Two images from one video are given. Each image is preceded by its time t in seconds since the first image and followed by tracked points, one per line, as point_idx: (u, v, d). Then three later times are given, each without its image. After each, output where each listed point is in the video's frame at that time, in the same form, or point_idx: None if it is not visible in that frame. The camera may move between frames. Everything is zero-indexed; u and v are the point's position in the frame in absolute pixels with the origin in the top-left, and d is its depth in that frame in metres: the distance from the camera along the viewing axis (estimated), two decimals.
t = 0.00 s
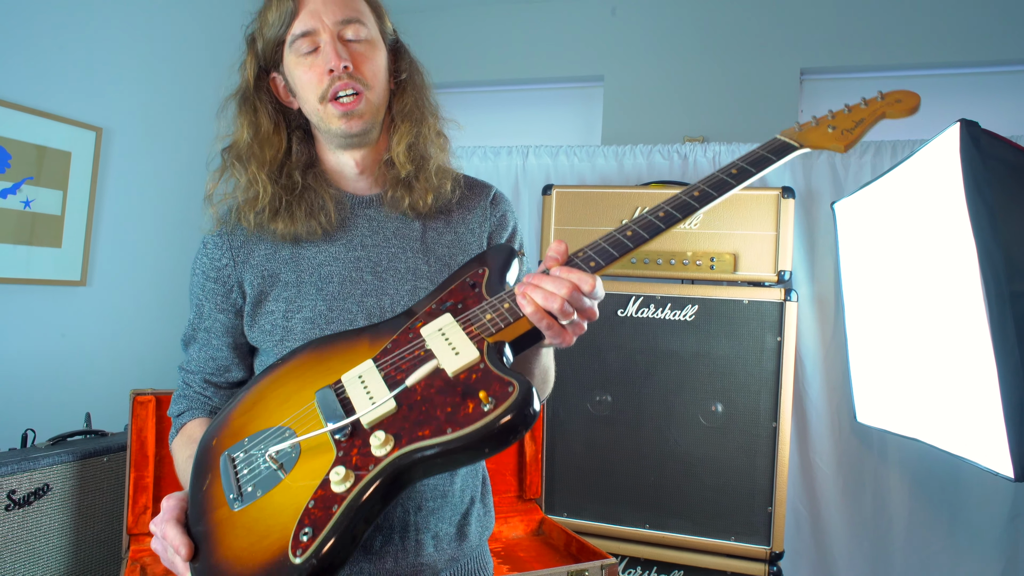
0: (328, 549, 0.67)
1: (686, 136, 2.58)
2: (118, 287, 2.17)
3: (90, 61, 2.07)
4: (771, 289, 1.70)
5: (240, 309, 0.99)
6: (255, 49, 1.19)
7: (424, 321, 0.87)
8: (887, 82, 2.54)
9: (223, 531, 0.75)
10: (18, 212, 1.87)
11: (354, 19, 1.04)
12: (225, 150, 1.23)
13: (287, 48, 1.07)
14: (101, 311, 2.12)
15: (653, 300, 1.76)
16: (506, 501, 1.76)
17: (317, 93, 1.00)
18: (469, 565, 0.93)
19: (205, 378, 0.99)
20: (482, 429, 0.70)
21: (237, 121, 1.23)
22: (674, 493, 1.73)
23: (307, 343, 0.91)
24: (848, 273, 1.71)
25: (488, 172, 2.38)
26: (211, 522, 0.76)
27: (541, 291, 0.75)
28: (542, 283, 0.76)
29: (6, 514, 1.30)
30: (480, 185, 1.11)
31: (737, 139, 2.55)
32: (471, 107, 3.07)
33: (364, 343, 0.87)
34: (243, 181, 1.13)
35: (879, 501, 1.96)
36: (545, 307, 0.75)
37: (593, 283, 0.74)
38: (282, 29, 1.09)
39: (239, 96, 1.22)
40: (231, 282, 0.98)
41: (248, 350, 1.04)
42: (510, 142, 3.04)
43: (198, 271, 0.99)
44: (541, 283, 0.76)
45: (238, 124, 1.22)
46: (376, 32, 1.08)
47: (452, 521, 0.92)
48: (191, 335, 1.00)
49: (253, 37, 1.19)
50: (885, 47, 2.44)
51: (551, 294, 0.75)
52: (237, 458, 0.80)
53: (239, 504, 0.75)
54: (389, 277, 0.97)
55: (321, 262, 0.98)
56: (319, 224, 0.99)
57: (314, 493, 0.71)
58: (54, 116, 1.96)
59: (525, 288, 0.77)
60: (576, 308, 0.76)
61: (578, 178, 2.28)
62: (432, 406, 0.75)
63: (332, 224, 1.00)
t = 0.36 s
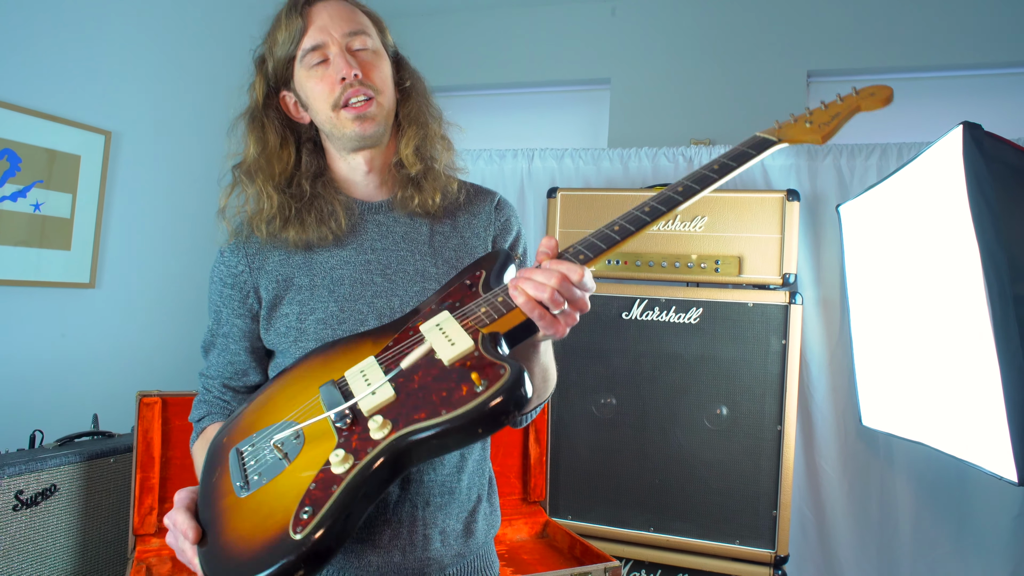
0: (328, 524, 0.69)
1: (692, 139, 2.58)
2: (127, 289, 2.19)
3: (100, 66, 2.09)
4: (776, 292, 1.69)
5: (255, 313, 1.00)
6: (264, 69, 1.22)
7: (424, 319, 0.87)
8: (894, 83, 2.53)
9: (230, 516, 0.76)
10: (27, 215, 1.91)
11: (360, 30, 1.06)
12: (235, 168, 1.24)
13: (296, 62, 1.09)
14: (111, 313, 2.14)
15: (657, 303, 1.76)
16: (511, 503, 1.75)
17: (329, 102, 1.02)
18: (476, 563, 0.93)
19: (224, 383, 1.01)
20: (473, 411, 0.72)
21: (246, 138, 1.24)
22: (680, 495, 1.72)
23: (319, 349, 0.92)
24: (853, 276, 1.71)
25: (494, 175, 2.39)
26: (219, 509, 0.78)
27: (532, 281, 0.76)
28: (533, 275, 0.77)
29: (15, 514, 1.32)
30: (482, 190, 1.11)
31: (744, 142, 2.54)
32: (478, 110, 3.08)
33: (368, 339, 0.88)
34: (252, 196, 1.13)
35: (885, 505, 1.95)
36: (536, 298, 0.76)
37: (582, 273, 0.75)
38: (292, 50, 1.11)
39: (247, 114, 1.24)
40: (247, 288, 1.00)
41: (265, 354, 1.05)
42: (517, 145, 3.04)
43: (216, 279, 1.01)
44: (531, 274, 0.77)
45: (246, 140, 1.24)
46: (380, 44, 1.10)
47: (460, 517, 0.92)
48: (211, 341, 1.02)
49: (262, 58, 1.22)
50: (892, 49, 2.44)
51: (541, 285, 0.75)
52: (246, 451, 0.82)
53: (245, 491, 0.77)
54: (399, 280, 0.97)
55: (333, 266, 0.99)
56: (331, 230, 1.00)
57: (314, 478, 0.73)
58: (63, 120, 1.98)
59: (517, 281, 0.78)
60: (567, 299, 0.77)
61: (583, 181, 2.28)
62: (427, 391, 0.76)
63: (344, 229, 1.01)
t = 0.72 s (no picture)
0: (339, 493, 0.71)
1: (696, 141, 2.58)
2: (133, 291, 2.20)
3: (108, 70, 2.11)
4: (779, 294, 1.69)
5: (271, 314, 1.01)
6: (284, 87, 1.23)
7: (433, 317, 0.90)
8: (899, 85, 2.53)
9: (247, 491, 0.78)
10: (34, 217, 1.93)
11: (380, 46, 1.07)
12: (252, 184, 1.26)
13: (318, 76, 1.10)
14: (116, 314, 2.15)
15: (660, 305, 1.76)
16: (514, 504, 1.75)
17: (347, 112, 1.02)
18: (480, 559, 0.92)
19: (239, 380, 1.01)
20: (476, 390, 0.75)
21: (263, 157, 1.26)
22: (682, 496, 1.72)
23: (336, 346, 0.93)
24: (856, 279, 1.70)
25: (497, 178, 2.39)
26: (238, 485, 0.80)
27: (532, 277, 0.77)
28: (532, 271, 0.78)
29: (20, 514, 1.32)
30: (491, 203, 1.11)
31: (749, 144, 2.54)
32: (482, 112, 3.08)
33: (379, 338, 0.90)
34: (264, 205, 1.16)
35: (889, 507, 1.95)
36: (536, 292, 0.77)
37: (580, 267, 0.76)
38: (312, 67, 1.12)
39: (268, 135, 1.25)
40: (265, 289, 1.01)
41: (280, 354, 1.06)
42: (520, 147, 3.05)
43: (234, 279, 1.03)
44: (531, 270, 0.78)
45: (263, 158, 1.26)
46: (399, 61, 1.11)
47: (464, 513, 0.92)
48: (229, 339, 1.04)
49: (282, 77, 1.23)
50: (896, 50, 2.43)
51: (540, 279, 0.76)
52: (262, 434, 0.85)
53: (262, 469, 0.79)
54: (410, 286, 0.98)
55: (347, 270, 0.99)
56: (345, 236, 1.01)
57: (325, 454, 0.75)
58: (70, 124, 2.00)
59: (517, 277, 0.79)
60: (566, 293, 0.78)
61: (586, 184, 2.29)
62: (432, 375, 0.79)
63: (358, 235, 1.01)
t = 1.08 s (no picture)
0: (339, 477, 0.71)
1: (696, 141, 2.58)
2: (134, 292, 2.21)
3: (109, 71, 2.11)
4: (780, 294, 1.69)
5: (275, 313, 1.01)
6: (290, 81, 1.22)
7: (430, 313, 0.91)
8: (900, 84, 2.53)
9: (251, 483, 0.79)
10: (35, 218, 1.93)
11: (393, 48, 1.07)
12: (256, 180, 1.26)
13: (328, 75, 1.10)
14: (117, 315, 2.16)
15: (660, 305, 1.76)
16: (515, 504, 1.75)
17: (357, 114, 1.03)
18: (479, 556, 0.93)
19: (242, 378, 1.02)
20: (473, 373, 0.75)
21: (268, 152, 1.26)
22: (683, 495, 1.72)
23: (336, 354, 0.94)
24: (857, 279, 1.70)
25: (498, 179, 2.39)
26: (243, 478, 0.80)
27: (526, 268, 0.78)
28: (527, 262, 0.79)
29: (22, 514, 1.33)
30: (496, 204, 1.11)
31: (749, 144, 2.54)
32: (482, 112, 3.08)
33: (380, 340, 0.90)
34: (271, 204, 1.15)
35: (890, 507, 1.95)
36: (531, 283, 0.77)
37: (574, 258, 0.76)
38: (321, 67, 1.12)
39: (273, 128, 1.25)
40: (269, 288, 1.01)
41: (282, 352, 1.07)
42: (520, 147, 3.05)
43: (238, 277, 1.03)
44: (526, 262, 0.79)
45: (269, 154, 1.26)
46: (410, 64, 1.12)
47: (464, 511, 0.93)
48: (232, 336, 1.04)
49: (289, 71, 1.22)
50: (896, 50, 2.44)
51: (534, 271, 0.77)
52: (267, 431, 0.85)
53: (266, 461, 0.80)
54: (414, 287, 0.98)
55: (351, 270, 0.99)
56: (351, 238, 1.01)
57: (327, 443, 0.76)
58: (71, 125, 2.00)
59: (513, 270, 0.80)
60: (561, 283, 0.78)
61: (587, 184, 2.29)
62: (430, 363, 0.80)
63: (363, 237, 1.01)
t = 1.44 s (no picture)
0: None
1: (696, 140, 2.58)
2: (134, 292, 2.20)
3: (109, 70, 2.11)
4: (780, 292, 1.69)
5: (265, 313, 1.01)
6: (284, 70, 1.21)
7: (429, 349, 0.87)
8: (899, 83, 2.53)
9: (253, 552, 0.79)
10: (34, 217, 1.93)
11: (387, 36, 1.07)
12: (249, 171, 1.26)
13: (321, 61, 1.10)
14: (117, 314, 2.16)
15: (660, 303, 1.76)
16: (515, 503, 1.75)
17: (349, 103, 1.03)
18: (473, 559, 0.93)
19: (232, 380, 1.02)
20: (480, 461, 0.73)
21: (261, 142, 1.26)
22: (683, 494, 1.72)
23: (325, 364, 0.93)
24: (857, 277, 1.70)
25: (498, 178, 2.39)
26: (243, 540, 0.81)
27: (535, 324, 0.76)
28: (536, 316, 0.77)
29: (22, 513, 1.33)
30: (494, 202, 1.11)
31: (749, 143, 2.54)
32: (482, 111, 3.08)
33: (375, 367, 0.88)
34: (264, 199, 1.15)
35: (890, 503, 1.95)
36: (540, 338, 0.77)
37: (586, 314, 0.75)
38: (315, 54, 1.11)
39: (267, 117, 1.24)
40: (259, 288, 1.01)
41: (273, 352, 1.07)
42: (520, 146, 3.05)
43: (227, 277, 1.03)
44: (534, 315, 0.77)
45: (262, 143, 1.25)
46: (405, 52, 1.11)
47: (455, 515, 0.92)
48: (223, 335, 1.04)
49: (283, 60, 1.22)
50: (896, 49, 2.44)
51: (545, 327, 0.76)
52: (263, 481, 0.84)
53: (266, 526, 0.79)
54: (407, 290, 0.98)
55: (343, 272, 1.00)
56: (342, 239, 1.00)
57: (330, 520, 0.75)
58: (71, 124, 2.00)
59: (519, 320, 0.78)
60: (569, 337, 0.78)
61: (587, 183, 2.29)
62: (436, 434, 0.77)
63: (355, 237, 1.01)
